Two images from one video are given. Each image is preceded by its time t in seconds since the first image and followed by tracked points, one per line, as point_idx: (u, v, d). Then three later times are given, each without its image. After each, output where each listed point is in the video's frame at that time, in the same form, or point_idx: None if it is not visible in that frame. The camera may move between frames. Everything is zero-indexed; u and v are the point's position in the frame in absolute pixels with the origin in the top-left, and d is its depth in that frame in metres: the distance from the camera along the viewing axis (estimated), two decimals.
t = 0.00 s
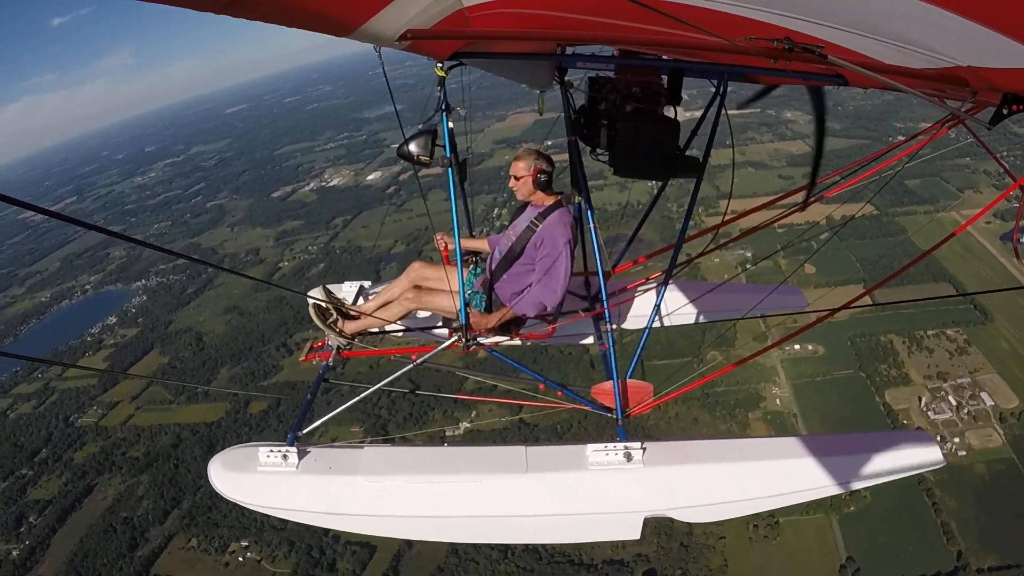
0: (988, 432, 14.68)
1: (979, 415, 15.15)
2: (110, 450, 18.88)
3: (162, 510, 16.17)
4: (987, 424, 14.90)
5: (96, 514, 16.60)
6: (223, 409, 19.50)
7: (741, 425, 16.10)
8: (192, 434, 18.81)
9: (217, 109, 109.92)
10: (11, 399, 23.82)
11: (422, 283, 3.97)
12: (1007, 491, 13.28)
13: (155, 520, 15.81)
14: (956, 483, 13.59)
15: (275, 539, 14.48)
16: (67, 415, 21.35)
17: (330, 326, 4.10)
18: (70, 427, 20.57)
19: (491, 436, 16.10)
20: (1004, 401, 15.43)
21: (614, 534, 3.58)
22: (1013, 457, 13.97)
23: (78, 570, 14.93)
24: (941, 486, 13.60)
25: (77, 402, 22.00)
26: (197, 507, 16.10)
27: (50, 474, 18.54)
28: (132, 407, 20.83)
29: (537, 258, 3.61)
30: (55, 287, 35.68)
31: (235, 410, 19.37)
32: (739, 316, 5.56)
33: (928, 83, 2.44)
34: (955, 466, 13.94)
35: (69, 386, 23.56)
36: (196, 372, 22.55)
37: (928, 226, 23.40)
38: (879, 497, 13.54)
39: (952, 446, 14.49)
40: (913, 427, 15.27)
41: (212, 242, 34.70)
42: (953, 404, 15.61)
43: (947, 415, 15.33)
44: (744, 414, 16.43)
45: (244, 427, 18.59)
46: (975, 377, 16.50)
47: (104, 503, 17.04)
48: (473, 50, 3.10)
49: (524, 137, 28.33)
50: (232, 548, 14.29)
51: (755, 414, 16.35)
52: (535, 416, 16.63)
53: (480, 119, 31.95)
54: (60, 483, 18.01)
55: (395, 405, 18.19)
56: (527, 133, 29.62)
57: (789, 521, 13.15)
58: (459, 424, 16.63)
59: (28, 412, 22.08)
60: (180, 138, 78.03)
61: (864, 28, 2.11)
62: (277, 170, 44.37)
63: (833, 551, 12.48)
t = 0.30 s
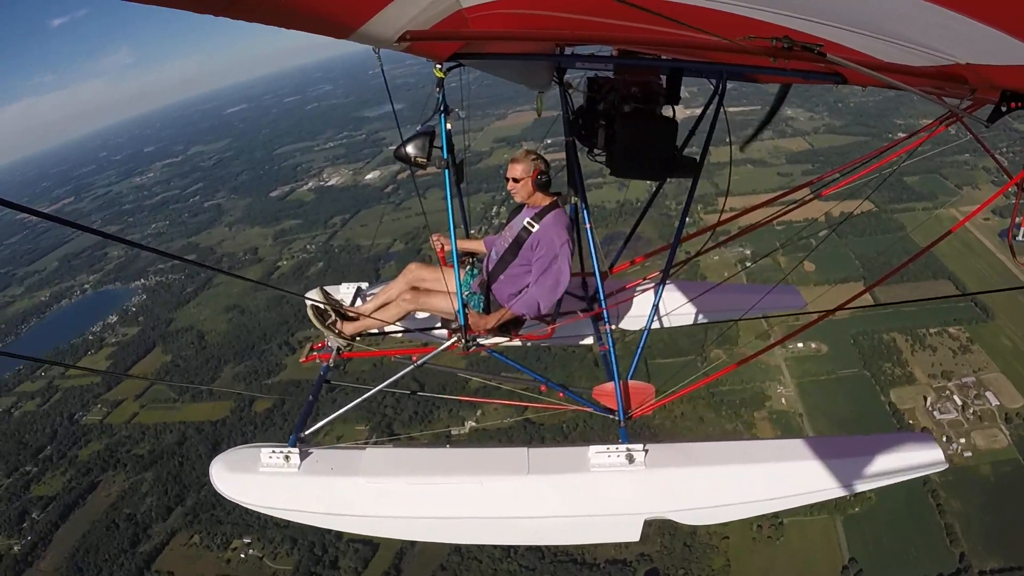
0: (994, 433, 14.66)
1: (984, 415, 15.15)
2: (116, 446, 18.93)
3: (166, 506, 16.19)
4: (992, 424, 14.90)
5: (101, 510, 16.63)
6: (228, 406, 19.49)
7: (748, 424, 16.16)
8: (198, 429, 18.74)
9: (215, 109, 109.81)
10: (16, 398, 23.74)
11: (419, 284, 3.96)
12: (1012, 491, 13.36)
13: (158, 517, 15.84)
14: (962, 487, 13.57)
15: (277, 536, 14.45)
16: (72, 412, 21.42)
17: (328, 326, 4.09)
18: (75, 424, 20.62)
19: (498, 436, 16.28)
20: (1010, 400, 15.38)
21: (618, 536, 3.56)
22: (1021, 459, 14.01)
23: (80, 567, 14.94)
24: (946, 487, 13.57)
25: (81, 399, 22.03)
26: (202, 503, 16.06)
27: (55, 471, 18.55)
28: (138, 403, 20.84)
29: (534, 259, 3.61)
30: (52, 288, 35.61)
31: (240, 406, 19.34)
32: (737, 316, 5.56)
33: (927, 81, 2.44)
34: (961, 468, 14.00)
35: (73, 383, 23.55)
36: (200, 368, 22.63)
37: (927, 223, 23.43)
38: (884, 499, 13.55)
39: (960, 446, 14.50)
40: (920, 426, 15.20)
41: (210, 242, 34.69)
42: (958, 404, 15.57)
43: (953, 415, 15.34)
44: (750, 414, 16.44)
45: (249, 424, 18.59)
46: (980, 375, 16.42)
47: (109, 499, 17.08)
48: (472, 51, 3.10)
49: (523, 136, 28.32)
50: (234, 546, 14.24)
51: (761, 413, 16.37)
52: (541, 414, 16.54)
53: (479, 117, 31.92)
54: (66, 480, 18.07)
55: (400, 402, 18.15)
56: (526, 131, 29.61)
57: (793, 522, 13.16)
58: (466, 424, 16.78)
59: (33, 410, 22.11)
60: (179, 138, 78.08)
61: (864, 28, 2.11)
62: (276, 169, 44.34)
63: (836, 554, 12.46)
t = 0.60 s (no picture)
0: (994, 429, 14.71)
1: (985, 411, 15.16)
2: (118, 445, 18.93)
3: (170, 504, 16.18)
4: (993, 420, 14.90)
5: (105, 509, 16.63)
6: (229, 404, 19.53)
7: (748, 421, 15.98)
8: (200, 428, 18.80)
9: (217, 109, 109.80)
10: (14, 397, 23.80)
11: (417, 284, 3.96)
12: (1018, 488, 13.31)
13: (163, 515, 15.83)
14: (967, 484, 13.55)
15: (282, 534, 14.39)
16: (72, 411, 21.40)
17: (325, 326, 4.07)
18: (75, 422, 20.58)
19: (499, 433, 16.23)
20: (1010, 396, 15.36)
21: (619, 537, 3.55)
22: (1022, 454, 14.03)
23: (84, 565, 14.90)
24: (950, 485, 13.58)
25: (81, 398, 22.02)
26: (205, 503, 16.07)
27: (57, 469, 18.52)
28: (138, 403, 20.83)
29: (532, 258, 3.60)
30: (53, 287, 35.64)
31: (240, 405, 19.40)
32: (733, 314, 5.53)
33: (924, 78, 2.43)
34: (964, 465, 13.96)
35: (73, 381, 23.58)
36: (199, 367, 22.63)
37: (929, 220, 23.42)
38: (889, 495, 13.60)
39: (962, 442, 14.52)
40: (921, 423, 15.24)
41: (212, 243, 34.73)
42: (959, 400, 15.61)
43: (954, 410, 15.36)
44: (751, 410, 16.36)
45: (251, 421, 18.60)
46: (979, 371, 16.45)
47: (112, 497, 17.03)
48: (470, 50, 3.10)
49: (525, 135, 28.29)
50: (239, 544, 14.23)
51: (762, 409, 16.31)
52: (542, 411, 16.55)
53: (480, 115, 31.87)
54: (68, 478, 18.05)
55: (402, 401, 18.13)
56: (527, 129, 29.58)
57: (799, 520, 13.20)
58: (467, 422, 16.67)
59: (34, 409, 22.13)
60: (180, 138, 78.20)
61: (860, 25, 2.11)
62: (278, 168, 44.34)
63: (843, 551, 12.48)
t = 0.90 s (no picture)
0: (996, 426, 14.75)
1: (986, 408, 15.27)
2: (117, 444, 18.87)
3: (171, 504, 16.15)
4: (994, 417, 15.03)
5: (106, 509, 16.61)
6: (229, 404, 19.42)
7: (751, 419, 15.98)
8: (200, 428, 18.75)
9: (215, 109, 109.61)
10: (14, 398, 23.77)
11: (417, 286, 3.93)
12: (1017, 488, 13.32)
13: (165, 515, 15.82)
14: (966, 481, 13.62)
15: (286, 534, 14.43)
16: (72, 411, 21.40)
17: (325, 330, 4.06)
18: (75, 423, 20.59)
19: (502, 433, 16.21)
20: (1011, 392, 15.41)
21: (617, 537, 3.55)
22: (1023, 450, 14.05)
23: (88, 562, 15.01)
24: (952, 482, 13.62)
25: (81, 399, 22.00)
26: (208, 501, 15.99)
27: (57, 470, 18.48)
28: (139, 402, 20.82)
29: (532, 260, 3.59)
30: (53, 291, 35.62)
31: (241, 405, 19.26)
32: (733, 314, 5.53)
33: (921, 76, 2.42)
34: (966, 462, 14.00)
35: (73, 383, 23.53)
36: (200, 368, 22.60)
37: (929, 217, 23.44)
38: (892, 493, 13.61)
39: (963, 439, 14.55)
40: (923, 421, 15.28)
41: (212, 244, 34.69)
42: (960, 397, 15.64)
43: (955, 407, 15.38)
44: (752, 407, 16.35)
45: (252, 422, 18.49)
46: (981, 369, 16.47)
47: (112, 498, 16.97)
48: (466, 52, 3.08)
49: (524, 135, 28.28)
50: (242, 543, 14.21)
51: (764, 407, 16.27)
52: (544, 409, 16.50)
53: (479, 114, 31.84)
54: (68, 478, 17.97)
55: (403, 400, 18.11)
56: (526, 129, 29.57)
57: (803, 520, 13.16)
58: (468, 420, 16.60)
59: (33, 410, 22.14)
60: (178, 139, 78.06)
61: (856, 24, 2.09)
62: (278, 170, 44.31)
63: (845, 550, 12.48)
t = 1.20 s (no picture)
0: (1001, 423, 14.73)
1: (991, 405, 15.22)
2: (121, 448, 18.92)
3: (173, 506, 16.29)
4: (1000, 414, 14.98)
5: (107, 511, 16.66)
6: (234, 407, 19.56)
7: (756, 418, 15.97)
8: (204, 431, 18.79)
9: (217, 106, 109.64)
10: (19, 403, 23.82)
11: (415, 286, 3.96)
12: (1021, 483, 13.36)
13: (166, 516, 15.91)
14: (971, 478, 13.55)
15: (287, 533, 14.55)
16: (76, 416, 21.51)
17: (324, 332, 4.08)
18: (79, 428, 20.72)
19: (507, 434, 16.19)
20: (1016, 388, 15.40)
21: (616, 538, 3.57)
22: None
23: (89, 565, 15.04)
24: (956, 478, 13.57)
25: (85, 403, 22.11)
26: (208, 503, 16.13)
27: (60, 474, 18.61)
28: (142, 407, 20.87)
29: (529, 259, 3.60)
30: (56, 287, 35.72)
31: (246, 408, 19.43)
32: (733, 312, 5.53)
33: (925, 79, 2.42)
34: (971, 458, 13.98)
35: (76, 387, 23.55)
36: (203, 369, 22.60)
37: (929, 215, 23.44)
38: (894, 488, 13.59)
39: (969, 436, 14.57)
40: (928, 419, 15.27)
41: (214, 240, 34.75)
42: (966, 394, 15.61)
43: (961, 404, 15.35)
44: (758, 406, 16.32)
45: (255, 425, 18.57)
46: (985, 365, 16.40)
47: (115, 500, 17.10)
48: (471, 51, 3.08)
49: (526, 134, 28.25)
50: (244, 543, 14.33)
51: (769, 406, 16.25)
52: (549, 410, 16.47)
53: (481, 112, 31.77)
54: (71, 482, 18.12)
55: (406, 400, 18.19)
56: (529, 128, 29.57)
57: (806, 517, 13.14)
58: (473, 421, 16.74)
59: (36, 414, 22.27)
60: (180, 136, 78.17)
61: (863, 26, 2.09)
62: (279, 166, 44.31)
63: (848, 546, 12.49)
